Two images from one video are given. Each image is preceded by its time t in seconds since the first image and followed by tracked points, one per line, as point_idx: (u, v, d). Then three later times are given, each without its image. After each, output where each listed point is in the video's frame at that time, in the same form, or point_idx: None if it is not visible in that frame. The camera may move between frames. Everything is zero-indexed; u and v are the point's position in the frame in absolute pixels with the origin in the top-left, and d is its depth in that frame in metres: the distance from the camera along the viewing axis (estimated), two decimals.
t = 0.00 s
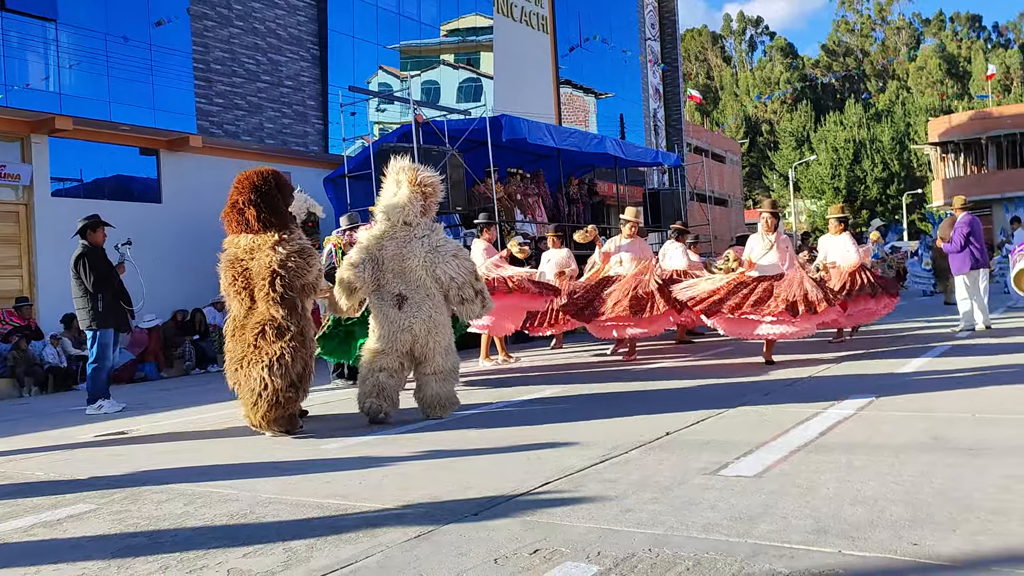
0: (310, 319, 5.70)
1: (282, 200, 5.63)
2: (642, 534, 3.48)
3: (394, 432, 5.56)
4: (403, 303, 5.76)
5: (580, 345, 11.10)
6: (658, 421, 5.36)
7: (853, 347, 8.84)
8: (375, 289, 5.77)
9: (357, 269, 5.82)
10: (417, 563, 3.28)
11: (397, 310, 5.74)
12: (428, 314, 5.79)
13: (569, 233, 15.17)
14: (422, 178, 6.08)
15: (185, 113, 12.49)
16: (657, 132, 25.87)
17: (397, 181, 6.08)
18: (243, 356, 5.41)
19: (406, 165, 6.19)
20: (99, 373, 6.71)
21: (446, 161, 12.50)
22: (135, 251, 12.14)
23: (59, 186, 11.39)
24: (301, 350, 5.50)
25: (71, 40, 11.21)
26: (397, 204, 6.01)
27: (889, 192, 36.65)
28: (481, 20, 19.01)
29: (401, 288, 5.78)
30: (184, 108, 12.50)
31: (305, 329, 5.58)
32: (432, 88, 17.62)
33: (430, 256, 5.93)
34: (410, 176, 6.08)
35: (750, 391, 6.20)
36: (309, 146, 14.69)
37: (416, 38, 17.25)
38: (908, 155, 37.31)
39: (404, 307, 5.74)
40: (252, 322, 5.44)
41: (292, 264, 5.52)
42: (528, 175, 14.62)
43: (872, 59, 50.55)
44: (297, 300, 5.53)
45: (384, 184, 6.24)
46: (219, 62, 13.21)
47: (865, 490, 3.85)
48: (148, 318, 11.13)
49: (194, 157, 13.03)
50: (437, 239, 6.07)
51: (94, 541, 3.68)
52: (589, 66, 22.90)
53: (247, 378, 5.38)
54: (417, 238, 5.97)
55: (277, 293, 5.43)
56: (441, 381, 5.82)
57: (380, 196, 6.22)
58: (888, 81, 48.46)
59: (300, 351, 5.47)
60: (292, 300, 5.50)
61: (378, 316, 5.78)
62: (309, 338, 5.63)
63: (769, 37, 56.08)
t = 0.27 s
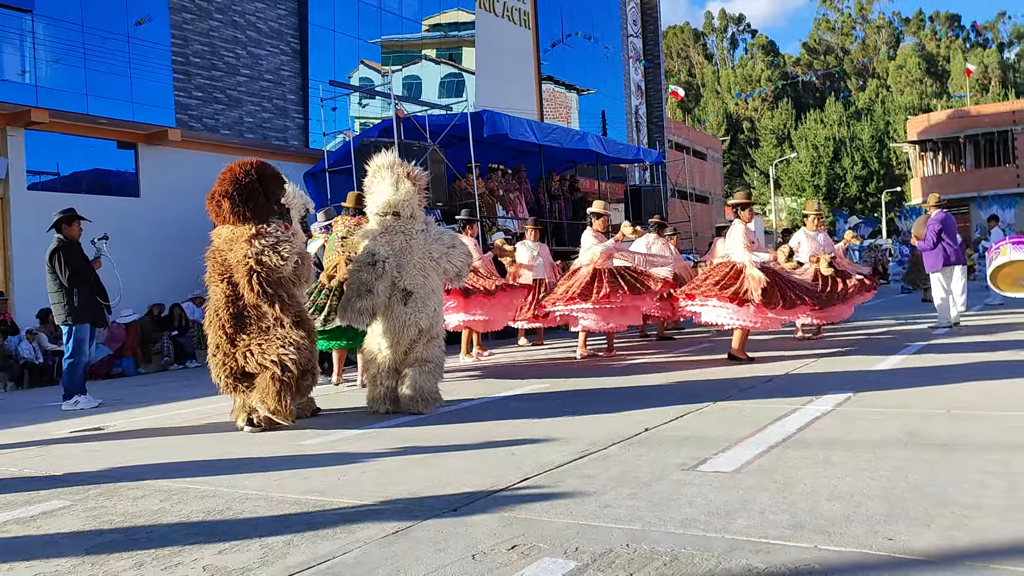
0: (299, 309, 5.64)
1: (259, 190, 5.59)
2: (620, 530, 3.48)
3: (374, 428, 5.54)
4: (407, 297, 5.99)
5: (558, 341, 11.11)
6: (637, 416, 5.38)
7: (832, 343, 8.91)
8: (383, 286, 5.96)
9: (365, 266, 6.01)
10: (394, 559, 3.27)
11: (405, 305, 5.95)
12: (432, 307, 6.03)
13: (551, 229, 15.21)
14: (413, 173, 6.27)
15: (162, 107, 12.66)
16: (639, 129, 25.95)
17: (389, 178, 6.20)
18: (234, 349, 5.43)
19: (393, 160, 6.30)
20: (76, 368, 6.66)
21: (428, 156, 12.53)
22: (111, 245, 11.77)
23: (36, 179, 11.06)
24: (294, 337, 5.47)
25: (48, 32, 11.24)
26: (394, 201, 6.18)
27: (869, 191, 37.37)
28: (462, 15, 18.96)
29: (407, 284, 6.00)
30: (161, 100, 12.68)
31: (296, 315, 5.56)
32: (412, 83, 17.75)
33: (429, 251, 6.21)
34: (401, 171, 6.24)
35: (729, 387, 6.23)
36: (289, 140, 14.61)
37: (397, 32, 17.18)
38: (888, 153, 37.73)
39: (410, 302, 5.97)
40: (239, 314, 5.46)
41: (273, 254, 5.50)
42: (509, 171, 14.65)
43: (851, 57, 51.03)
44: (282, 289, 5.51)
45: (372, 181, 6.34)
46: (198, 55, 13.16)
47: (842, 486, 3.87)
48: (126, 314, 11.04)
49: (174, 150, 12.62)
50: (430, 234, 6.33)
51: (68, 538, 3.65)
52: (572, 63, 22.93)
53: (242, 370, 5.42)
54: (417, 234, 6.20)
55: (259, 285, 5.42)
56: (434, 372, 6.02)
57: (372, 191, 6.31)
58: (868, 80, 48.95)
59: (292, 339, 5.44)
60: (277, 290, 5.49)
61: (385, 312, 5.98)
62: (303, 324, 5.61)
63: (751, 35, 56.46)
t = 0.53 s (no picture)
0: (287, 314, 5.54)
1: (252, 190, 5.51)
2: (599, 526, 3.49)
3: (355, 424, 5.53)
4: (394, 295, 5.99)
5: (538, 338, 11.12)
6: (618, 413, 5.39)
7: (812, 340, 8.97)
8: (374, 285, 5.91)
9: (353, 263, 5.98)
10: (373, 556, 3.26)
11: (392, 302, 5.96)
12: (417, 304, 6.07)
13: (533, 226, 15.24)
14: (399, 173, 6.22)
15: (142, 101, 12.41)
16: (621, 126, 26.02)
17: (376, 178, 6.12)
18: (215, 351, 5.39)
19: (380, 160, 6.17)
20: (54, 364, 6.60)
21: (409, 152, 12.59)
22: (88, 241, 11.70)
23: (13, 173, 10.95)
24: (276, 343, 5.37)
25: (26, 24, 11.06)
26: (383, 202, 6.13)
27: (849, 188, 37.81)
28: (445, 11, 18.89)
29: (394, 282, 6.01)
30: (142, 94, 12.44)
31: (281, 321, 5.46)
32: (396, 80, 17.47)
33: (414, 249, 6.22)
34: (388, 171, 6.18)
35: (710, 383, 6.25)
36: (271, 136, 14.53)
37: (380, 28, 17.11)
38: (868, 152, 38.09)
39: (397, 299, 5.99)
40: (223, 316, 5.42)
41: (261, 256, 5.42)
42: (492, 168, 14.65)
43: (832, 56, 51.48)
44: (268, 292, 5.43)
45: (358, 180, 6.20)
46: (178, 49, 13.05)
47: (820, 481, 3.90)
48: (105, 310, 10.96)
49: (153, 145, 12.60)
50: (415, 232, 6.33)
51: (44, 536, 3.62)
52: (555, 60, 22.94)
53: (222, 373, 5.38)
54: (403, 232, 6.19)
55: (243, 288, 5.37)
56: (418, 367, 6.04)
57: (360, 191, 6.17)
58: (849, 79, 49.37)
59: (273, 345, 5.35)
60: (261, 293, 5.41)
61: (372, 309, 5.96)
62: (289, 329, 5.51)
63: (733, 33, 56.80)
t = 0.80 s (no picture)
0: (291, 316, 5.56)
1: (258, 192, 5.48)
2: (583, 522, 3.50)
3: (339, 421, 5.52)
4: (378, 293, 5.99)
5: (521, 335, 11.13)
6: (602, 410, 5.40)
7: (795, 337, 9.03)
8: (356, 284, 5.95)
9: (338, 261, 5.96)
10: (356, 553, 3.26)
11: (377, 301, 5.96)
12: (403, 303, 6.10)
13: (518, 223, 15.28)
14: (383, 173, 6.27)
15: (126, 97, 12.33)
16: (606, 123, 26.07)
17: (361, 178, 6.16)
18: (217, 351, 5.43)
19: (364, 161, 6.23)
20: (34, 362, 6.55)
21: (394, 149, 12.59)
22: (70, 237, 11.59)
23: None
24: (274, 347, 5.37)
25: (7, 19, 10.96)
26: (368, 201, 6.15)
27: (832, 186, 38.08)
28: (431, 7, 18.82)
29: (378, 281, 6.02)
30: (125, 90, 12.34)
31: (280, 325, 5.44)
32: (381, 76, 17.50)
33: (395, 248, 6.25)
34: (373, 172, 6.22)
35: (694, 380, 6.27)
36: (255, 132, 14.45)
37: (365, 24, 17.04)
38: (852, 150, 38.38)
39: (382, 298, 6.00)
40: (224, 317, 5.43)
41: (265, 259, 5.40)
42: (477, 165, 14.65)
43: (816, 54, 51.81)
44: (269, 296, 5.42)
45: (341, 180, 6.21)
46: (162, 44, 12.96)
47: (803, 478, 3.93)
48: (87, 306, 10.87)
49: (137, 140, 12.49)
50: (396, 232, 6.35)
51: (24, 534, 3.59)
52: (540, 57, 22.96)
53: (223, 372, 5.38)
54: (385, 232, 6.23)
55: (249, 288, 5.36)
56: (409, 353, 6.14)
57: (344, 190, 6.18)
58: (833, 77, 49.70)
59: (271, 349, 5.34)
60: (268, 295, 5.42)
61: (356, 306, 5.94)
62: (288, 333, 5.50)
63: (718, 31, 57.03)
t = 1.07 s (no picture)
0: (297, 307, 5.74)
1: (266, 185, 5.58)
2: (572, 519, 3.50)
3: (328, 418, 5.50)
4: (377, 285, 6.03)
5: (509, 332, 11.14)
6: (591, 406, 5.41)
7: (782, 334, 9.07)
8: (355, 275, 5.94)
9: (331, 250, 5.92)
10: (345, 550, 3.25)
11: (376, 293, 5.99)
12: (399, 298, 6.17)
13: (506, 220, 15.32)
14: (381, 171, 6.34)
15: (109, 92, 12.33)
16: (594, 120, 26.10)
17: (361, 174, 6.22)
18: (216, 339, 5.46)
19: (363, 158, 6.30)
20: (18, 359, 6.51)
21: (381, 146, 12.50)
22: (54, 234, 11.49)
23: None
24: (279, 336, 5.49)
25: None
26: (369, 196, 6.19)
27: (820, 183, 37.93)
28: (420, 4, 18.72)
29: (376, 275, 6.05)
30: (110, 86, 12.35)
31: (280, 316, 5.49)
32: (368, 72, 17.41)
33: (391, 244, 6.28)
34: (372, 169, 6.29)
35: (682, 376, 6.29)
36: (241, 128, 14.37)
37: (352, 20, 16.97)
38: (838, 147, 38.60)
39: (381, 291, 6.03)
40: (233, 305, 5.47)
41: (275, 250, 5.50)
42: (464, 162, 14.64)
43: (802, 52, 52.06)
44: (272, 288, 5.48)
45: (341, 175, 6.26)
46: (147, 40, 12.88)
47: (790, 473, 3.94)
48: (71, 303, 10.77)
49: (122, 137, 12.38)
50: (391, 230, 6.38)
51: (9, 532, 3.56)
52: (528, 54, 22.94)
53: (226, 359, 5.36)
54: (382, 228, 6.26)
55: (269, 276, 5.45)
56: (405, 357, 6.27)
57: (344, 185, 6.22)
58: (819, 75, 49.96)
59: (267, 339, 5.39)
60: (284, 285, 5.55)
61: (354, 297, 5.91)
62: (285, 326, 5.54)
63: (705, 28, 57.20)
